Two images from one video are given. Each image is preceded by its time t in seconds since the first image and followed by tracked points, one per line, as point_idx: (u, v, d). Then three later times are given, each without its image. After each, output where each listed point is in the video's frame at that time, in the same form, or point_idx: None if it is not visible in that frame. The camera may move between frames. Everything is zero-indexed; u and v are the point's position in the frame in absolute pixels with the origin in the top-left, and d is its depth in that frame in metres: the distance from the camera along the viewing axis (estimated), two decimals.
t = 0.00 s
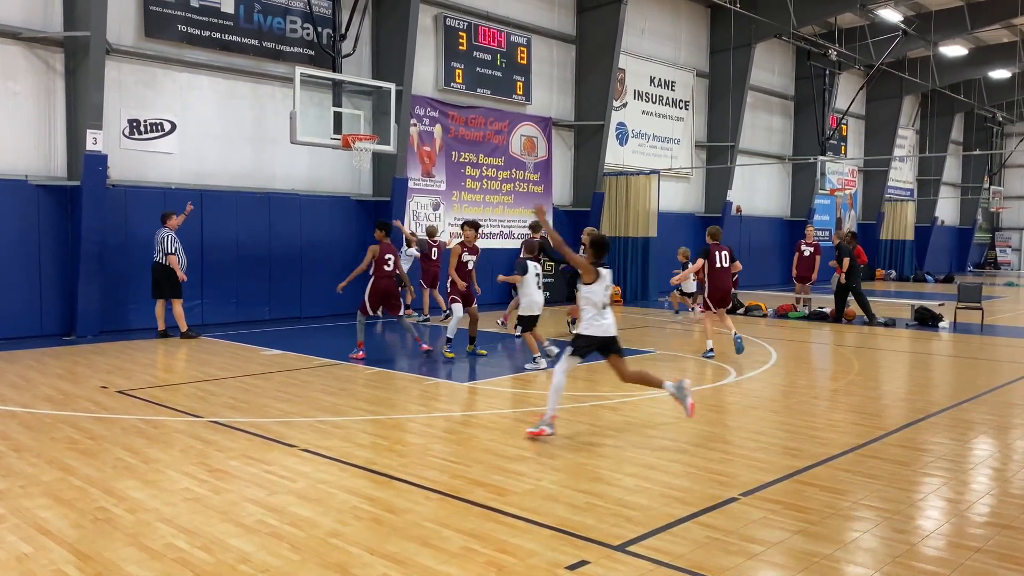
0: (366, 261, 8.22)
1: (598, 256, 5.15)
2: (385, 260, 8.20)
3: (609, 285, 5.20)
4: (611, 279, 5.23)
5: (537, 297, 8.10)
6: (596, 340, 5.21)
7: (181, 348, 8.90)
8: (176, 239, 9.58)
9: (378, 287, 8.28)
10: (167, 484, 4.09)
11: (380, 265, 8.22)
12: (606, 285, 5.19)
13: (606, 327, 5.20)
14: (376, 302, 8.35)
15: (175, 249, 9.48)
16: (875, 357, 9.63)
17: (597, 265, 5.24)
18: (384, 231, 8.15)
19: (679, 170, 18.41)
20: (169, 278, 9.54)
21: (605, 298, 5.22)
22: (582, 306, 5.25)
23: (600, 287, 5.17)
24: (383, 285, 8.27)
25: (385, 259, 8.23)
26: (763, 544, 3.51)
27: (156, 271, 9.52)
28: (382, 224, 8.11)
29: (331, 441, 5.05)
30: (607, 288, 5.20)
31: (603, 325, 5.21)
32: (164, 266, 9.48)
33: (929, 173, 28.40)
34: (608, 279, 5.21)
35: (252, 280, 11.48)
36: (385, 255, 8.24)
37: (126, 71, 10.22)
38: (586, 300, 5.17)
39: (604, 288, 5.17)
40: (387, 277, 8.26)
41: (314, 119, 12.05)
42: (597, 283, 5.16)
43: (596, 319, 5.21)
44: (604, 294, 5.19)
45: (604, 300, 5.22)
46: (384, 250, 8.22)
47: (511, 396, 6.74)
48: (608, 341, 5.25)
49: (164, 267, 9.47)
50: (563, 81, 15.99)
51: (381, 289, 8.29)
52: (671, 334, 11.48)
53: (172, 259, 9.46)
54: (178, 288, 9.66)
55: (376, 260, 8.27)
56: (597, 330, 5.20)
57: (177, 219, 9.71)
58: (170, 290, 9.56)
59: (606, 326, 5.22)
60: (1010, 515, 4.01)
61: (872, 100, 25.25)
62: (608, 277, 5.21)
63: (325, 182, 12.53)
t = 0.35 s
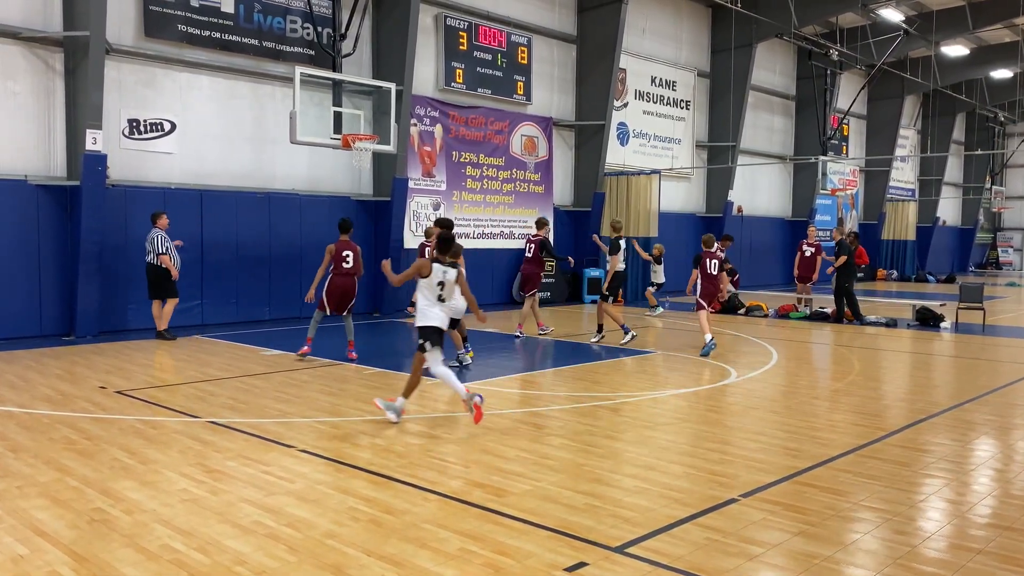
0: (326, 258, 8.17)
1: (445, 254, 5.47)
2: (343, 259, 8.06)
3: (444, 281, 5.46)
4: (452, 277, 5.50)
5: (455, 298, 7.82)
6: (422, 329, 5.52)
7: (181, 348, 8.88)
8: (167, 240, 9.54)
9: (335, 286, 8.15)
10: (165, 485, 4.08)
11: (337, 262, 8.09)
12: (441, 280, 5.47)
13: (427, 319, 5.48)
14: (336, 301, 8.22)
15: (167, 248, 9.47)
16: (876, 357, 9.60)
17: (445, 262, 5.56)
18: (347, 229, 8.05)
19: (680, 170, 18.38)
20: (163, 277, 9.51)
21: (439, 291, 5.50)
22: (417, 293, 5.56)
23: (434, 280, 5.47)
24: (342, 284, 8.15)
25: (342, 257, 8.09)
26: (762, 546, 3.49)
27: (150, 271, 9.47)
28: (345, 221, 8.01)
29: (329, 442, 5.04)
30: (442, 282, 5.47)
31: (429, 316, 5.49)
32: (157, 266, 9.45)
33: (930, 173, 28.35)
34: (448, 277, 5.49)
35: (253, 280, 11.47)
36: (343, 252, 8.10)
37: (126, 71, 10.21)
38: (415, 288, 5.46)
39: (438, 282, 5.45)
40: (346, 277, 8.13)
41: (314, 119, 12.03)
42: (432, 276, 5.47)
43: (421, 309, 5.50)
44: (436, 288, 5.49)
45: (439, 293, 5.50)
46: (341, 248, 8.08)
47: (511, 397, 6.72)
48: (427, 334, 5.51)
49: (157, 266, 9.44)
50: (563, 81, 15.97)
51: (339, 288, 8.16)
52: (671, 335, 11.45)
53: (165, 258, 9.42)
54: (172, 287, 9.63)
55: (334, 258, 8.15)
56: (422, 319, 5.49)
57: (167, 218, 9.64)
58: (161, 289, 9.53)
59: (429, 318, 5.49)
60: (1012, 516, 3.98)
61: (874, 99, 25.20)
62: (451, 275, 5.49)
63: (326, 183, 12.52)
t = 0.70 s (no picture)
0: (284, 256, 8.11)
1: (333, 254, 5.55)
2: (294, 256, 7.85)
3: (337, 279, 5.55)
4: (343, 274, 5.60)
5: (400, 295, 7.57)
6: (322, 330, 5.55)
7: (182, 349, 8.89)
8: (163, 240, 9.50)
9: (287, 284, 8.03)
10: (167, 485, 4.08)
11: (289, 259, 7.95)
12: (333, 279, 5.53)
13: (331, 319, 5.53)
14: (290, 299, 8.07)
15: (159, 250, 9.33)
16: (878, 358, 9.59)
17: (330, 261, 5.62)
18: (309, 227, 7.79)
19: (681, 170, 18.36)
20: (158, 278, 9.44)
21: (332, 290, 5.56)
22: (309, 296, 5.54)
23: (326, 280, 5.51)
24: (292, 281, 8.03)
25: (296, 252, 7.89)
26: (764, 546, 3.49)
27: (148, 271, 9.48)
28: (310, 216, 7.80)
29: (331, 442, 5.04)
30: (334, 280, 5.54)
31: (328, 316, 5.53)
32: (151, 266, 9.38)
33: (932, 174, 28.33)
34: (339, 274, 5.58)
35: (254, 281, 11.48)
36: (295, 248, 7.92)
37: (128, 72, 10.22)
38: (309, 292, 5.44)
39: (332, 280, 5.51)
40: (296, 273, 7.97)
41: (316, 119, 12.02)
42: (325, 277, 5.50)
43: (322, 310, 5.50)
44: (330, 288, 5.53)
45: (333, 291, 5.55)
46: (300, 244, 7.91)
47: (513, 397, 6.72)
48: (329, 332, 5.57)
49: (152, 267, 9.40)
50: (564, 81, 15.96)
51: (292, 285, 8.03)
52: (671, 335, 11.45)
53: (156, 259, 9.31)
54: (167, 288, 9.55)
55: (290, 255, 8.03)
56: (321, 321, 5.51)
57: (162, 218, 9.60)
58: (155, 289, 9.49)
59: (331, 319, 5.55)
60: (1014, 517, 3.97)
61: (876, 100, 25.18)
62: (341, 272, 5.59)
63: (327, 183, 12.53)
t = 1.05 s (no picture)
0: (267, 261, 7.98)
1: (267, 245, 5.65)
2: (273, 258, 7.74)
3: (269, 271, 5.64)
4: (276, 266, 5.69)
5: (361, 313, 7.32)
6: (254, 320, 5.67)
7: (185, 349, 8.90)
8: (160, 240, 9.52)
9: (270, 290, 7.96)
10: (171, 485, 4.08)
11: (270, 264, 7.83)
12: (265, 271, 5.63)
13: (261, 310, 5.64)
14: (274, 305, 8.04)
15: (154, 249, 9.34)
16: (878, 358, 9.60)
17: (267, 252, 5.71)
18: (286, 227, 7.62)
19: (683, 171, 18.36)
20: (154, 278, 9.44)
21: (264, 281, 5.65)
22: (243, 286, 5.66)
23: (257, 271, 5.61)
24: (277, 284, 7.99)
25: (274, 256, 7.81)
26: (767, 546, 3.49)
27: (142, 271, 9.47)
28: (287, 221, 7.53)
29: (333, 443, 5.04)
30: (266, 272, 5.63)
31: (257, 307, 5.64)
32: (147, 268, 9.38)
33: (933, 174, 28.33)
34: (271, 266, 5.66)
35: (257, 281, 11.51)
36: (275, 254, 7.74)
37: (130, 72, 10.23)
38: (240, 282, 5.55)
39: (262, 272, 5.61)
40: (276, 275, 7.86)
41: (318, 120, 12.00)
42: (256, 268, 5.60)
43: (252, 301, 5.62)
44: (261, 280, 5.63)
45: (265, 283, 5.65)
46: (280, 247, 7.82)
47: (515, 398, 6.72)
48: (262, 323, 5.70)
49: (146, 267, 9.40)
50: (566, 81, 15.97)
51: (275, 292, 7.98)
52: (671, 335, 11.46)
53: (154, 261, 9.34)
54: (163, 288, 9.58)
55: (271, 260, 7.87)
56: (251, 311, 5.63)
57: (159, 217, 9.60)
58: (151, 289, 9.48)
59: (262, 310, 5.66)
60: (1016, 518, 3.97)
61: (877, 100, 25.17)
62: (274, 264, 5.67)
63: (330, 183, 12.55)
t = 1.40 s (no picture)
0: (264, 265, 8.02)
1: (235, 254, 5.64)
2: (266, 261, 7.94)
3: (240, 279, 5.62)
4: (247, 273, 5.68)
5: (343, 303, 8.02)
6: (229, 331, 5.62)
7: (186, 349, 8.90)
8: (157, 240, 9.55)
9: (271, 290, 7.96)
10: (173, 485, 4.08)
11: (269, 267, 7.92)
12: (236, 279, 5.60)
13: (238, 320, 5.59)
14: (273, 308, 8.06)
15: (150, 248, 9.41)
16: (879, 358, 9.60)
17: (234, 262, 5.70)
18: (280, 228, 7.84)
19: (684, 171, 18.36)
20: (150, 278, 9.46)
21: (236, 291, 5.62)
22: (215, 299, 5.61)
23: (228, 282, 5.58)
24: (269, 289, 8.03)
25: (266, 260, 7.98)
26: (770, 547, 3.49)
27: (139, 271, 9.50)
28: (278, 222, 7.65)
29: (335, 443, 5.04)
30: (237, 281, 5.62)
31: (233, 317, 5.59)
32: (143, 268, 9.42)
33: (935, 174, 28.32)
34: (241, 274, 5.65)
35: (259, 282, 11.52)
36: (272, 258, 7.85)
37: (132, 73, 10.24)
38: (211, 294, 5.50)
39: (233, 281, 5.58)
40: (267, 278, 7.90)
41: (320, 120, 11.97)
42: (226, 278, 5.58)
43: (226, 312, 5.57)
44: (233, 289, 5.60)
45: (238, 292, 5.62)
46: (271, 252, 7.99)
47: (516, 398, 6.72)
48: (237, 333, 5.64)
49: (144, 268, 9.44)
50: (567, 81, 15.97)
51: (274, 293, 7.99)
52: (672, 335, 11.47)
53: (150, 261, 9.37)
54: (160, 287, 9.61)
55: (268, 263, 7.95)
56: (224, 322, 5.56)
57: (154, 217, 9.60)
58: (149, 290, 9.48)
59: (238, 320, 5.61)
60: (1018, 518, 3.97)
61: (878, 100, 25.16)
62: (244, 272, 5.67)
63: (332, 184, 12.55)
